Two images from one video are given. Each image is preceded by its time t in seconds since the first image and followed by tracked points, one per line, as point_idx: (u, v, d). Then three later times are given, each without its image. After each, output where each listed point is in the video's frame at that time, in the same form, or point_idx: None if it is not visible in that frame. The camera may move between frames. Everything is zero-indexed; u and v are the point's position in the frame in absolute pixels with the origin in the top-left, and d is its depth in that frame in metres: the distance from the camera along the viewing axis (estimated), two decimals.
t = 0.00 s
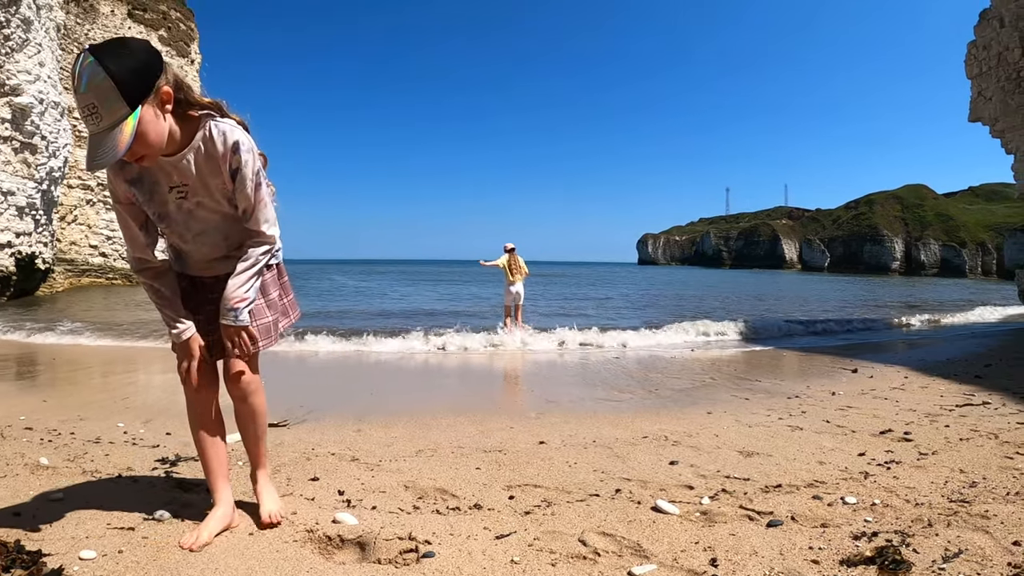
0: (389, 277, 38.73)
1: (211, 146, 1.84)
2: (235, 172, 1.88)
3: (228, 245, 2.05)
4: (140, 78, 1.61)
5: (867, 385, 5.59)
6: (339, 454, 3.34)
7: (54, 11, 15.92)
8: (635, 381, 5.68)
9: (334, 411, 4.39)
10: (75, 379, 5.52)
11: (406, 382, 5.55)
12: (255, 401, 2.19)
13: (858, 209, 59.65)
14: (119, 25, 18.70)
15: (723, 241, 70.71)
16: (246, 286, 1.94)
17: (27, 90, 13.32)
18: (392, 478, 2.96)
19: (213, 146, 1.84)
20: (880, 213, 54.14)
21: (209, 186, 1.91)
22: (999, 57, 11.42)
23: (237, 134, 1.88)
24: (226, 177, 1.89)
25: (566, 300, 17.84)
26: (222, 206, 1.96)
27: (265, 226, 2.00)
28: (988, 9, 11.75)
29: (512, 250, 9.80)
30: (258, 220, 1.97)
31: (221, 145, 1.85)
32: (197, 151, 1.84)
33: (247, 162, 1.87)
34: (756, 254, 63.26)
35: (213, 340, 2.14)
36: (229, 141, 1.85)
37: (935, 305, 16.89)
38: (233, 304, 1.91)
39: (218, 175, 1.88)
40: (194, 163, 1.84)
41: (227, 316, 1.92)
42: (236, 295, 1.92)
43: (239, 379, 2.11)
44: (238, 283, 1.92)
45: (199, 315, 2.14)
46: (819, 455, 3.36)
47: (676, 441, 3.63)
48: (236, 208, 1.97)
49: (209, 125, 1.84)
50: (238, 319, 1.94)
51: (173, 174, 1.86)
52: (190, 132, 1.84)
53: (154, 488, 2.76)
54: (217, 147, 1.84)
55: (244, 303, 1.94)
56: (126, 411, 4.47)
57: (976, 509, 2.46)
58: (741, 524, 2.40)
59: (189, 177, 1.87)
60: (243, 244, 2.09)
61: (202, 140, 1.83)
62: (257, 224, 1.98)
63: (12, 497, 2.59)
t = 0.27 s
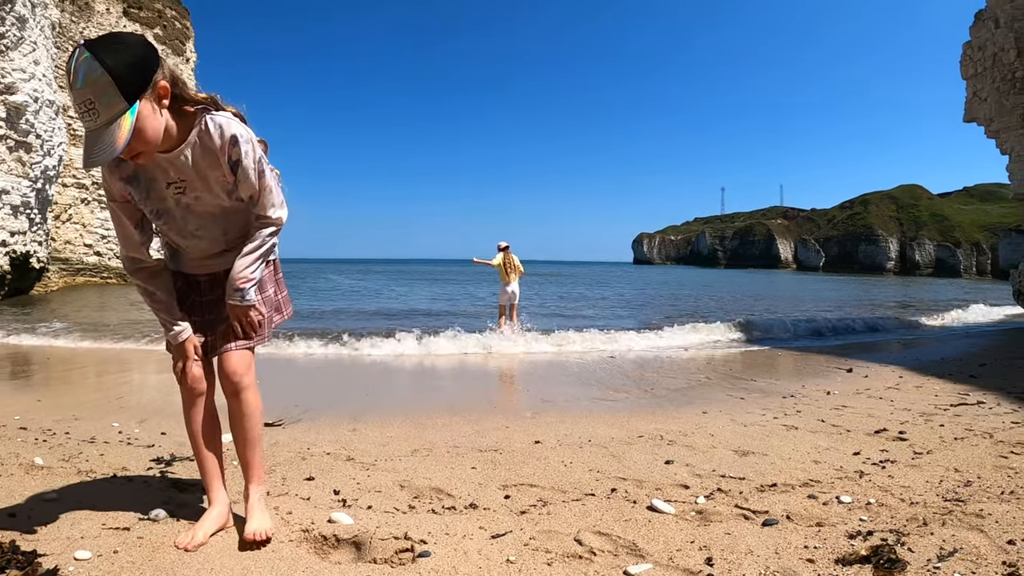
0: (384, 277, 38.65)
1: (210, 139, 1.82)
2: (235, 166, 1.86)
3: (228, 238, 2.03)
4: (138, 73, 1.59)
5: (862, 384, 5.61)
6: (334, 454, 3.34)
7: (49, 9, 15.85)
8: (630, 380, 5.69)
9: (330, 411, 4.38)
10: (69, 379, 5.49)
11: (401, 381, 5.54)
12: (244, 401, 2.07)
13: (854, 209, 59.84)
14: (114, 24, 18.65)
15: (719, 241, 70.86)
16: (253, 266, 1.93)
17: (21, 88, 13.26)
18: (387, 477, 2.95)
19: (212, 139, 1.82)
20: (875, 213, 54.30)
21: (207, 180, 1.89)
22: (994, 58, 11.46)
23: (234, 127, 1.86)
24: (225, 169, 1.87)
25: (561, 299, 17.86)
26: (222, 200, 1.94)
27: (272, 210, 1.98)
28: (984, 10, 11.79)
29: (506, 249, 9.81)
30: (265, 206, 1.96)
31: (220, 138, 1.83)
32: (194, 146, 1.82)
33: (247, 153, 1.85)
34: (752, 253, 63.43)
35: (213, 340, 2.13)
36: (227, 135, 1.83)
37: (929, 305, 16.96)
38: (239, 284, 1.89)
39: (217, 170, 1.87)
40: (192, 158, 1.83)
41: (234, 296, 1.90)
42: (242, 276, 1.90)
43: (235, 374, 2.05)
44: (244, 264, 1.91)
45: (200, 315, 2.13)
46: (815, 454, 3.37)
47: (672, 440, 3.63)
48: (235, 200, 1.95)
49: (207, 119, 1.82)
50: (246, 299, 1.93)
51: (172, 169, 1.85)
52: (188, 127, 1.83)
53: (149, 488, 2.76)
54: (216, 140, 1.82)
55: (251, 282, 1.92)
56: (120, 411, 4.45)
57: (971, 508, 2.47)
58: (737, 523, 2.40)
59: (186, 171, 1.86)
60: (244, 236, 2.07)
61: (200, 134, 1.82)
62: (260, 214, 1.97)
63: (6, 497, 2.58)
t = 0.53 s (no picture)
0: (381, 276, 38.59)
1: (210, 137, 1.81)
2: (233, 164, 1.85)
3: (224, 238, 2.02)
4: (143, 71, 1.60)
5: (858, 383, 5.62)
6: (331, 453, 3.33)
7: (45, 6, 15.80)
8: (627, 379, 5.69)
9: (326, 410, 4.38)
10: (65, 378, 5.47)
11: (397, 380, 5.54)
12: (239, 403, 2.06)
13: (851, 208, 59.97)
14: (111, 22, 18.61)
15: (716, 240, 70.97)
16: (249, 268, 1.93)
17: (18, 86, 13.22)
18: (384, 476, 2.95)
19: (212, 137, 1.81)
20: (872, 213, 54.39)
21: (205, 178, 1.88)
22: (990, 58, 11.49)
23: (235, 124, 1.85)
24: (225, 168, 1.86)
25: (558, 298, 17.86)
26: (221, 199, 1.93)
27: (269, 210, 1.96)
28: (980, 10, 11.83)
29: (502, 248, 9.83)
30: (262, 205, 1.94)
31: (220, 136, 1.81)
32: (195, 143, 1.81)
33: (248, 150, 1.83)
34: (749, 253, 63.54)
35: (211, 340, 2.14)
36: (229, 133, 1.82)
37: (926, 304, 17.00)
38: (236, 284, 1.90)
39: (216, 168, 1.85)
40: (191, 156, 1.81)
41: (230, 298, 1.91)
42: (238, 278, 1.91)
43: (232, 374, 2.04)
44: (241, 264, 1.91)
45: (197, 316, 2.12)
46: (811, 453, 3.38)
47: (669, 439, 3.63)
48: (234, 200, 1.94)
49: (207, 116, 1.81)
50: (243, 299, 1.94)
51: (169, 166, 1.84)
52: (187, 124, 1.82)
53: (146, 487, 2.75)
54: (216, 138, 1.81)
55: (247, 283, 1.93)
56: (117, 410, 4.44)
57: (967, 507, 2.48)
58: (733, 522, 2.41)
59: (185, 170, 1.85)
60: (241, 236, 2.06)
61: (200, 132, 1.80)
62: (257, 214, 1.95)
63: (2, 496, 2.57)
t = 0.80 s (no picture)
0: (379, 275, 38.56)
1: (213, 132, 1.80)
2: (235, 159, 1.84)
3: (224, 237, 2.01)
4: (152, 57, 1.61)
5: (856, 382, 5.62)
6: (329, 451, 3.33)
7: (44, 4, 15.77)
8: (625, 377, 5.70)
9: (324, 408, 4.38)
10: (64, 376, 5.46)
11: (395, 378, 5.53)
12: (242, 402, 2.07)
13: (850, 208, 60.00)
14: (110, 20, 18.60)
15: (715, 239, 71.00)
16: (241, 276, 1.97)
17: (17, 84, 13.19)
18: (383, 474, 2.95)
19: (214, 131, 1.80)
20: (871, 212, 54.41)
21: (208, 173, 1.86)
22: (990, 57, 11.50)
23: (238, 118, 1.85)
24: (227, 164, 1.85)
25: (557, 297, 17.86)
26: (222, 196, 1.91)
27: (263, 213, 1.96)
28: (980, 10, 11.83)
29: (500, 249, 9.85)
30: (255, 206, 1.93)
31: (223, 130, 1.81)
32: (199, 136, 1.81)
33: (248, 146, 1.84)
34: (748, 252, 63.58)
35: (210, 340, 2.14)
36: (231, 125, 1.82)
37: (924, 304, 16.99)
38: (224, 294, 1.92)
39: (218, 163, 1.84)
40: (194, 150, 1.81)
41: (220, 306, 1.94)
42: (227, 287, 1.93)
43: (233, 373, 2.03)
44: (229, 274, 1.94)
45: (201, 313, 2.12)
46: (810, 451, 3.38)
47: (667, 438, 3.64)
48: (235, 196, 1.92)
49: (210, 111, 1.81)
50: (231, 308, 1.96)
51: (172, 161, 1.82)
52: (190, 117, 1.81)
53: (144, 485, 2.75)
54: (219, 133, 1.81)
55: (237, 292, 1.95)
56: (115, 408, 4.44)
57: (966, 506, 2.48)
58: (732, 520, 2.41)
59: (188, 164, 1.83)
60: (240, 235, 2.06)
61: (203, 126, 1.80)
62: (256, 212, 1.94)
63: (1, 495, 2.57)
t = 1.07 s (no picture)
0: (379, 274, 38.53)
1: (218, 128, 1.81)
2: (240, 156, 1.85)
3: (227, 236, 2.01)
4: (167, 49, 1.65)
5: (857, 382, 5.62)
6: (330, 449, 3.34)
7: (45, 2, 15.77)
8: (625, 376, 5.70)
9: (325, 407, 4.39)
10: (64, 375, 5.47)
11: (395, 377, 5.54)
12: (243, 400, 2.07)
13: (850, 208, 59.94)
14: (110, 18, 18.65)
15: (715, 239, 70.99)
16: (241, 278, 1.97)
17: (18, 83, 13.19)
18: (384, 473, 2.96)
19: (220, 127, 1.81)
20: (872, 212, 54.35)
21: (213, 170, 1.87)
22: (991, 57, 11.48)
23: (244, 114, 1.85)
24: (231, 161, 1.86)
25: (557, 296, 17.87)
26: (225, 194, 1.91)
27: (264, 212, 1.97)
28: (981, 9, 11.82)
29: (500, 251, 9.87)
30: (258, 205, 1.94)
31: (229, 127, 1.82)
32: (204, 131, 1.81)
33: (253, 143, 1.85)
34: (748, 252, 63.58)
35: (212, 339, 2.14)
36: (237, 121, 1.83)
37: (925, 304, 16.96)
38: (226, 296, 1.92)
39: (222, 159, 1.85)
40: (199, 145, 1.81)
41: (221, 308, 1.94)
42: (227, 290, 1.93)
43: (235, 371, 2.04)
44: (230, 276, 1.94)
45: (204, 312, 2.12)
46: (810, 451, 3.38)
47: (667, 437, 3.64)
48: (239, 193, 1.92)
49: (216, 106, 1.82)
50: (232, 310, 1.96)
51: (177, 157, 1.82)
52: (198, 113, 1.82)
53: (145, 483, 2.75)
54: (225, 129, 1.82)
55: (238, 294, 1.95)
56: (117, 407, 4.45)
57: (966, 506, 2.48)
58: (732, 519, 2.41)
59: (193, 160, 1.84)
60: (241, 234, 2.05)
61: (210, 122, 1.81)
62: (258, 211, 1.95)
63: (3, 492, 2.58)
